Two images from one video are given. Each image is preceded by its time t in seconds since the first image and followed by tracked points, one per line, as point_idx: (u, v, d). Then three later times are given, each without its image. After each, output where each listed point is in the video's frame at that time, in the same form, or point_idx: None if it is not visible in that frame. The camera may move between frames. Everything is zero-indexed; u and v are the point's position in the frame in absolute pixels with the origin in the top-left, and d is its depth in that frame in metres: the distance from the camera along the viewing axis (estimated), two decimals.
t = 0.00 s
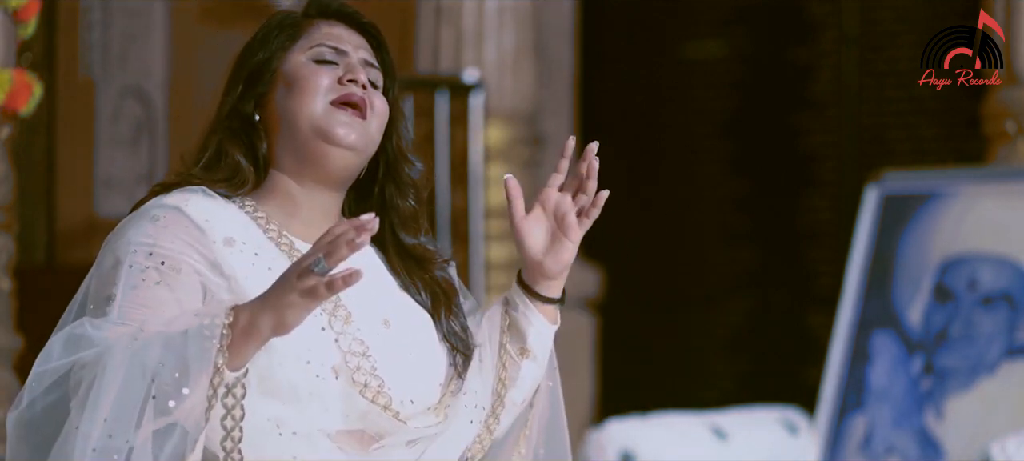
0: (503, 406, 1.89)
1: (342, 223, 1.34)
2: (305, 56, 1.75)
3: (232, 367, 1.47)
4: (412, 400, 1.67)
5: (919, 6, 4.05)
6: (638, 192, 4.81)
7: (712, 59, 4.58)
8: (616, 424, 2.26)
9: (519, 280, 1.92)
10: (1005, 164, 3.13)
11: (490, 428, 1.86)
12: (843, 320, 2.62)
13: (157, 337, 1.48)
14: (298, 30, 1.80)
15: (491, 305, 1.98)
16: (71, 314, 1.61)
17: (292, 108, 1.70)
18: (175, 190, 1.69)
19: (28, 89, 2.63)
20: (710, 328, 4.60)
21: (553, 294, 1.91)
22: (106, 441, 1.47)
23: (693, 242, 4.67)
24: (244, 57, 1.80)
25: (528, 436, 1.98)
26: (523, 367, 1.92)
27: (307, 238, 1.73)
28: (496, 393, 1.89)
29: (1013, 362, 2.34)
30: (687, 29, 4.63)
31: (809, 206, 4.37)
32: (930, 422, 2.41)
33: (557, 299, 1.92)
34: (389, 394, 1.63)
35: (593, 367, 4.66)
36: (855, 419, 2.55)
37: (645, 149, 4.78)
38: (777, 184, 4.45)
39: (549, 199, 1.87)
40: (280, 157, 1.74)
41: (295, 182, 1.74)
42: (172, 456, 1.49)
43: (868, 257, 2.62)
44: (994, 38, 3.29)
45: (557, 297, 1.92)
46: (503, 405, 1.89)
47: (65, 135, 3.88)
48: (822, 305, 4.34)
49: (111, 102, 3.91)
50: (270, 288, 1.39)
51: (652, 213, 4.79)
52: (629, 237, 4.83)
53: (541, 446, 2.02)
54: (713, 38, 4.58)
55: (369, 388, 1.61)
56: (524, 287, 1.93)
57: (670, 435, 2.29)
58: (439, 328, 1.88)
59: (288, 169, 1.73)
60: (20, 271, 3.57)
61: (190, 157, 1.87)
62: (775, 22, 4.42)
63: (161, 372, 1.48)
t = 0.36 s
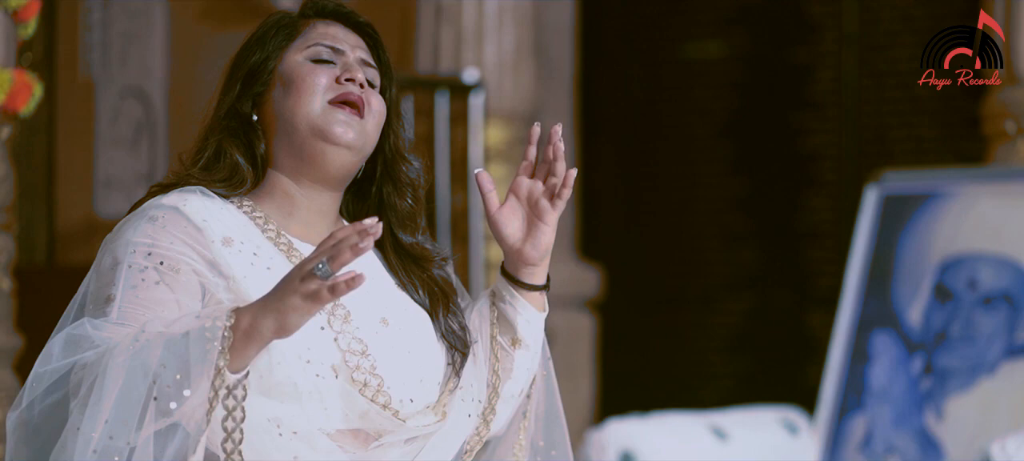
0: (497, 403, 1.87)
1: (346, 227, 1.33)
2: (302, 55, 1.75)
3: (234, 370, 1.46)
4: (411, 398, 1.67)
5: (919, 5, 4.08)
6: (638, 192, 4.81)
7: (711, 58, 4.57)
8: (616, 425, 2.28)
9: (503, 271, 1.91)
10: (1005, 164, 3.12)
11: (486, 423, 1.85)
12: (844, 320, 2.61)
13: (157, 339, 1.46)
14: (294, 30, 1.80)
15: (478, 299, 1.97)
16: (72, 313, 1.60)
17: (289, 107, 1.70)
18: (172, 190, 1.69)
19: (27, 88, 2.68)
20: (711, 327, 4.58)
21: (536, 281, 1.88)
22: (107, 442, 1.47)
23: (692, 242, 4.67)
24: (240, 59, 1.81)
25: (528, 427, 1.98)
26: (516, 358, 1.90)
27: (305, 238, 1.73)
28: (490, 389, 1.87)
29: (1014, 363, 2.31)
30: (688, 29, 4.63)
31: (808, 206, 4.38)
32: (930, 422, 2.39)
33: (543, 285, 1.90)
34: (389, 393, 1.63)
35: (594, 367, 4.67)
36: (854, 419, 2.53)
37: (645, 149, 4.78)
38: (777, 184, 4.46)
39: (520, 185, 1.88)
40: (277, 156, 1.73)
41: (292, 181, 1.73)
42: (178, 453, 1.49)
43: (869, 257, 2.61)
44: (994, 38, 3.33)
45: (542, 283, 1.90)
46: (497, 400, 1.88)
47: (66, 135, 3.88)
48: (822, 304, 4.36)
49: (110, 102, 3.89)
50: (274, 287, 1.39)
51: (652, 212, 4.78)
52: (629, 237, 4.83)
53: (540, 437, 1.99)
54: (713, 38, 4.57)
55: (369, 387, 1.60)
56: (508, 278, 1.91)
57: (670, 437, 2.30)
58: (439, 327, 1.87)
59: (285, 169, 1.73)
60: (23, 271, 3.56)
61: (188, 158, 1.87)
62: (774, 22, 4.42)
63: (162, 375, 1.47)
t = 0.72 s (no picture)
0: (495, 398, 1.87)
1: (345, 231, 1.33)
2: (300, 54, 1.75)
3: (235, 372, 1.46)
4: (410, 397, 1.67)
5: (918, 5, 4.09)
6: (637, 192, 4.81)
7: (711, 58, 4.57)
8: (616, 424, 2.28)
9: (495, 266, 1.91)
10: (1003, 163, 3.12)
11: (484, 419, 1.84)
12: (843, 320, 2.60)
13: (157, 341, 1.46)
14: (291, 30, 1.80)
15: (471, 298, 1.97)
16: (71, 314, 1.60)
17: (288, 106, 1.70)
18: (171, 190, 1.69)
19: (28, 88, 2.67)
20: (710, 328, 4.59)
21: (529, 274, 1.90)
22: (106, 444, 1.47)
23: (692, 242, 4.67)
24: (236, 60, 1.80)
25: (527, 422, 1.97)
26: (512, 353, 1.90)
27: (303, 237, 1.73)
28: (488, 384, 1.87)
29: (1014, 364, 2.31)
30: (688, 29, 4.63)
31: (808, 206, 4.38)
32: (930, 422, 2.38)
33: (535, 278, 1.91)
34: (388, 392, 1.63)
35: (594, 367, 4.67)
36: (855, 419, 2.52)
37: (645, 149, 4.78)
38: (777, 184, 4.46)
39: (503, 181, 1.87)
40: (276, 156, 1.73)
41: (291, 180, 1.73)
42: (178, 452, 1.49)
43: (868, 257, 2.60)
44: (994, 37, 3.33)
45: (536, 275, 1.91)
46: (495, 396, 1.87)
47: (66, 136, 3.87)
48: (822, 304, 4.36)
49: (111, 103, 3.89)
50: (274, 288, 1.39)
51: (652, 213, 4.78)
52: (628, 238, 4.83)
53: (539, 432, 1.99)
54: (713, 38, 4.57)
55: (368, 387, 1.60)
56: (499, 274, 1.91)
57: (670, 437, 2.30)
58: (437, 326, 1.86)
59: (284, 168, 1.72)
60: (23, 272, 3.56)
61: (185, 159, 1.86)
62: (774, 22, 4.43)
63: (162, 376, 1.47)
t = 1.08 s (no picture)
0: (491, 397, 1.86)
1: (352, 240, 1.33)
2: (306, 59, 1.74)
3: (237, 376, 1.47)
4: (411, 393, 1.67)
5: (918, 5, 4.09)
6: (637, 192, 4.81)
7: (711, 58, 4.58)
8: (616, 424, 2.29)
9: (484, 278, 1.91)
10: (1003, 163, 3.12)
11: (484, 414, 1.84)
12: (843, 320, 2.59)
13: (159, 343, 1.47)
14: (298, 31, 1.77)
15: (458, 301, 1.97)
16: (70, 315, 1.60)
17: (294, 113, 1.69)
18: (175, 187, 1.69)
19: (28, 88, 2.67)
20: (710, 328, 4.59)
21: (520, 285, 1.89)
22: (108, 445, 1.46)
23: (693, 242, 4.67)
24: (241, 54, 1.77)
25: (522, 428, 1.95)
26: (498, 363, 1.88)
27: (301, 234, 1.73)
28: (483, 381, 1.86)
29: (1014, 364, 2.31)
30: (688, 29, 4.63)
31: (808, 206, 4.38)
32: (930, 422, 2.38)
33: (526, 290, 1.91)
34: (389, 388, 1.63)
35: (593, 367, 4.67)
36: (854, 419, 2.51)
37: (645, 150, 4.79)
38: (777, 184, 4.46)
39: (492, 195, 1.88)
40: (278, 158, 1.73)
41: (292, 180, 1.73)
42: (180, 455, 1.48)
43: (868, 256, 2.59)
44: (995, 37, 3.32)
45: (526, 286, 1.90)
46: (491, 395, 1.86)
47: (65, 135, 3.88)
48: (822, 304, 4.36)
49: (111, 102, 3.90)
50: (279, 291, 1.40)
51: (652, 212, 4.78)
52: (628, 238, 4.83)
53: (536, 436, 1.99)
54: (713, 38, 4.58)
55: (370, 382, 1.61)
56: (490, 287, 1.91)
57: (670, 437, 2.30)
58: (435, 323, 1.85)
59: (286, 169, 1.72)
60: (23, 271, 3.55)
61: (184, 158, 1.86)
62: (774, 22, 4.43)
63: (165, 378, 1.47)
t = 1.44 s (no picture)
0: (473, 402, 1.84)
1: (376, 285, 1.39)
2: (325, 73, 1.70)
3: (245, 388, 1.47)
4: (411, 398, 1.66)
5: (919, 5, 4.09)
6: (637, 192, 4.81)
7: (711, 58, 4.57)
8: (616, 424, 2.30)
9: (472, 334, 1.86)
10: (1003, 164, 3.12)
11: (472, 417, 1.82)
12: (843, 320, 2.57)
13: (166, 355, 1.46)
14: (319, 42, 1.72)
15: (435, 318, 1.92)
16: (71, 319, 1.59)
17: (310, 130, 1.68)
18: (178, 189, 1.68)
19: (28, 88, 2.66)
20: (710, 327, 4.59)
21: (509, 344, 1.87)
22: (113, 455, 1.47)
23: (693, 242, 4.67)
24: (258, 57, 1.70)
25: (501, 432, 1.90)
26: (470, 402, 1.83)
27: (302, 237, 1.73)
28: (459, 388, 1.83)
29: (1014, 363, 2.31)
30: (688, 29, 4.63)
31: (808, 206, 4.38)
32: (930, 422, 2.38)
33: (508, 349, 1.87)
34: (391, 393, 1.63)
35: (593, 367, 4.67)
36: (854, 420, 2.50)
37: (645, 150, 4.78)
38: (777, 184, 4.46)
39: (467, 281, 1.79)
40: (284, 164, 1.72)
41: (295, 188, 1.73)
42: None
43: (868, 257, 2.56)
44: (994, 37, 3.32)
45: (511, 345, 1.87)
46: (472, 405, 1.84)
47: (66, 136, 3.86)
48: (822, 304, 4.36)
49: (111, 103, 3.89)
50: (289, 312, 1.41)
51: (652, 213, 4.78)
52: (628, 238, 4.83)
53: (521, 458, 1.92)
54: (713, 38, 4.58)
55: (372, 387, 1.61)
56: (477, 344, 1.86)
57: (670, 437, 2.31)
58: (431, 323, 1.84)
59: (289, 174, 1.72)
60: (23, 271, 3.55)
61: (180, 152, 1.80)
62: (774, 22, 4.43)
63: (172, 390, 1.48)
